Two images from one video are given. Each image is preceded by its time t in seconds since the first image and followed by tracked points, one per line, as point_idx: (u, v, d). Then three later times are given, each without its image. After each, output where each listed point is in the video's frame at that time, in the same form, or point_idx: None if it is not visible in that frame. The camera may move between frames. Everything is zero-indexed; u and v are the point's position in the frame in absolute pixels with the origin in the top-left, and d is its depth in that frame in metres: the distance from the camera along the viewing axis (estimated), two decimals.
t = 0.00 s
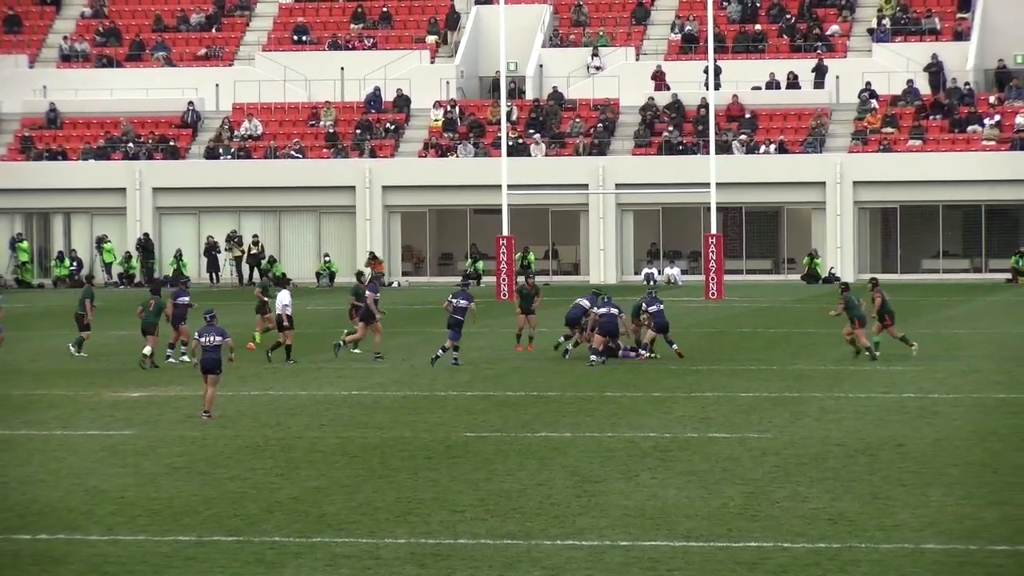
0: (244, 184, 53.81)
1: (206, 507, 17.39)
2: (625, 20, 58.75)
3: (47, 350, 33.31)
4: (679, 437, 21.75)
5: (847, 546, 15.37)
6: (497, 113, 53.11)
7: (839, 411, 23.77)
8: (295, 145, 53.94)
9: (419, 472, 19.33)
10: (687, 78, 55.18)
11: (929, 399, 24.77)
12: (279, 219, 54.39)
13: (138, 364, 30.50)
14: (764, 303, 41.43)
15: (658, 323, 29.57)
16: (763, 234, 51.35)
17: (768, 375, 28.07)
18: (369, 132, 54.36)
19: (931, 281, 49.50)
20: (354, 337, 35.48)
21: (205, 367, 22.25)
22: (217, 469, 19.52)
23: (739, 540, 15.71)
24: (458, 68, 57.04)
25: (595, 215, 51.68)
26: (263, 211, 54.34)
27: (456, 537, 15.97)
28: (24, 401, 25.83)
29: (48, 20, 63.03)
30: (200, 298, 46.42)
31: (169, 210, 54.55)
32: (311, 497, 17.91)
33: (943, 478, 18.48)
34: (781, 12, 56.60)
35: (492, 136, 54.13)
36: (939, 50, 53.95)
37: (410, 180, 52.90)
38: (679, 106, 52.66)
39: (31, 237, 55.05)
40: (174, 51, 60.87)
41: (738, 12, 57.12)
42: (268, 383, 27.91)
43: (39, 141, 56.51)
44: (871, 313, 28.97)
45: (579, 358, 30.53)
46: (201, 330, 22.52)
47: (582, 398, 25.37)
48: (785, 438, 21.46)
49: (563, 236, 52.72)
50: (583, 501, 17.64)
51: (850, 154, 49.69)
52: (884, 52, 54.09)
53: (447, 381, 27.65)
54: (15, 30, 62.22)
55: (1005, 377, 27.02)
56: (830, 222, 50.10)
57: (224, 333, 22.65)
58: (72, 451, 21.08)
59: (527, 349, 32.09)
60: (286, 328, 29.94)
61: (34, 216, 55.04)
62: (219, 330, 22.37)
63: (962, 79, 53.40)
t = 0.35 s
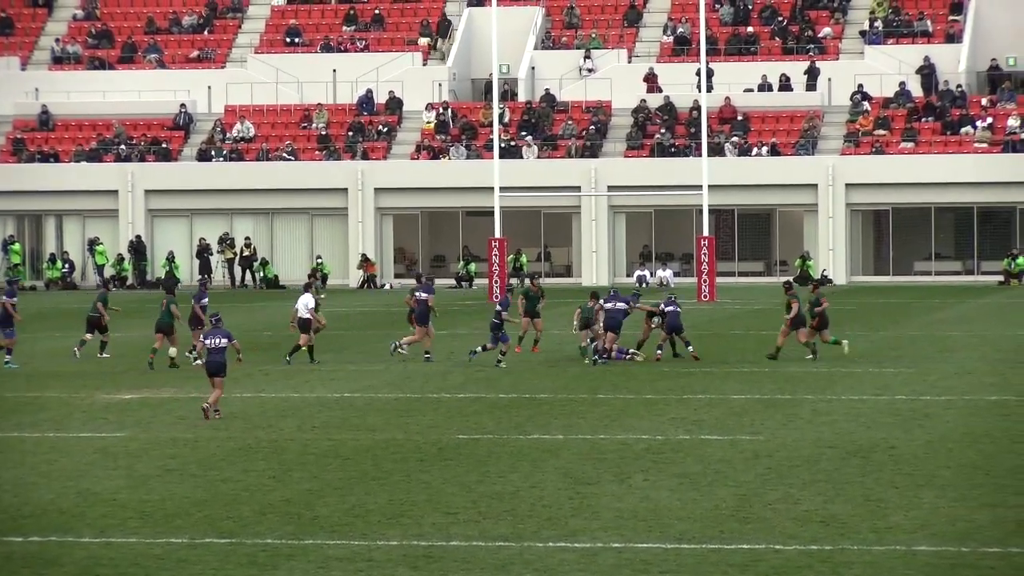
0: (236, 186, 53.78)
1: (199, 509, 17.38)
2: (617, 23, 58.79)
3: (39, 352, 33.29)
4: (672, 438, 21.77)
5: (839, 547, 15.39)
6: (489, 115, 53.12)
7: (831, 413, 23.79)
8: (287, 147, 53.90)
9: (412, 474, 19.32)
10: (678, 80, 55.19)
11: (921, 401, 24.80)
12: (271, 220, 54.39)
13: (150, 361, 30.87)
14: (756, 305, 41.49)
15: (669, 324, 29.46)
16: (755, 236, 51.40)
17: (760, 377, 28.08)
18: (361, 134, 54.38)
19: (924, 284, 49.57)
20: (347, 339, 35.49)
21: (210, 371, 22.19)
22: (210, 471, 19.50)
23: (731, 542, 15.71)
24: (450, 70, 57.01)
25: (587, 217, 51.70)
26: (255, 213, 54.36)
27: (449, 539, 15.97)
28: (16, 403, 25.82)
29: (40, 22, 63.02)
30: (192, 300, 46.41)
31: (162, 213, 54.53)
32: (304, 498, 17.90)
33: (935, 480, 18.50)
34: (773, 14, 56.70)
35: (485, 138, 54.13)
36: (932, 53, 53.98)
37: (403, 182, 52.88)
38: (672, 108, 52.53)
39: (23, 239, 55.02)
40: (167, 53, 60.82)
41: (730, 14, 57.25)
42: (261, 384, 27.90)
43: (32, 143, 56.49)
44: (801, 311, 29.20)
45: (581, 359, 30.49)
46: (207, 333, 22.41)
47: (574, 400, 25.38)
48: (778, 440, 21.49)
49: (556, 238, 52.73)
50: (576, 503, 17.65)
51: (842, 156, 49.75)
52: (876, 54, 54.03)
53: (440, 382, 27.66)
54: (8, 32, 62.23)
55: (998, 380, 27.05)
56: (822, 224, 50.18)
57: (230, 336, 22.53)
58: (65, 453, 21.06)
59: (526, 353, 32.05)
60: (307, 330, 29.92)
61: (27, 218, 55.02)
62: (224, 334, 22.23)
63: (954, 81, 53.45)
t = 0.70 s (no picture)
0: (218, 186, 53.66)
1: (181, 509, 17.30)
2: (600, 23, 58.78)
3: (21, 353, 33.15)
4: (654, 438, 21.74)
5: (821, 547, 15.38)
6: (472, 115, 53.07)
7: (813, 413, 23.79)
8: (270, 147, 53.77)
9: (395, 474, 19.27)
10: (661, 80, 55.19)
11: (903, 401, 24.81)
12: (253, 220, 54.25)
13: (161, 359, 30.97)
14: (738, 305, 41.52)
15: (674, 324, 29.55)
16: (737, 236, 51.44)
17: (743, 377, 28.07)
18: (344, 134, 54.29)
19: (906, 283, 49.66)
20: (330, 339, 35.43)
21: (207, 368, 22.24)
22: (192, 471, 19.42)
23: (714, 542, 15.69)
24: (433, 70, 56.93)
25: (570, 218, 51.72)
26: (237, 213, 54.22)
27: (431, 539, 15.93)
28: None
29: (22, 21, 62.82)
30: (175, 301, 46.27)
31: (144, 213, 54.40)
32: (287, 499, 17.84)
33: (917, 480, 18.52)
34: (756, 15, 56.81)
35: (467, 138, 54.06)
36: (915, 53, 54.04)
37: (386, 182, 52.81)
38: (654, 108, 52.73)
39: (6, 239, 54.84)
40: (149, 53, 60.67)
41: (713, 15, 57.34)
42: (243, 385, 27.81)
43: (14, 143, 56.32)
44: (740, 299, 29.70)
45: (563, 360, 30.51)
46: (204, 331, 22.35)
47: (556, 400, 25.35)
48: (760, 440, 21.48)
49: (538, 238, 52.70)
50: (558, 503, 17.62)
51: (825, 156, 49.83)
52: (859, 54, 54.05)
53: (422, 383, 27.62)
54: None
55: (980, 380, 27.08)
56: (805, 224, 50.25)
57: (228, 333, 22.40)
58: (47, 453, 20.96)
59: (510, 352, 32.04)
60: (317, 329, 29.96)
61: (9, 218, 54.84)
62: (219, 332, 22.10)
63: (937, 82, 53.54)
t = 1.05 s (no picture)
0: (183, 182, 53.37)
1: (144, 505, 17.16)
2: (565, 19, 58.68)
3: None
4: (617, 435, 21.72)
5: (783, 544, 15.39)
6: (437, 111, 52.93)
7: (777, 410, 23.82)
8: (235, 143, 53.55)
9: (359, 470, 19.18)
10: (626, 76, 55.13)
11: (866, 398, 24.86)
12: (218, 216, 53.98)
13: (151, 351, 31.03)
14: (703, 302, 41.54)
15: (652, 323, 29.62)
16: (702, 233, 51.52)
17: (707, 374, 28.08)
18: (309, 130, 54.15)
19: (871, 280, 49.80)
20: (294, 335, 35.30)
21: (179, 366, 22.06)
22: (156, 467, 19.29)
23: (678, 538, 15.68)
24: (398, 66, 56.75)
25: (534, 214, 51.74)
26: (202, 209, 53.97)
27: (395, 535, 15.85)
28: None
29: None
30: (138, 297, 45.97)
31: (109, 208, 54.14)
32: (250, 495, 17.73)
33: (880, 477, 18.56)
34: (721, 11, 56.89)
35: (433, 134, 53.86)
36: (879, 50, 54.18)
37: (351, 178, 52.68)
38: (620, 105, 52.45)
39: None
40: (114, 49, 60.34)
41: (678, 11, 57.37)
42: (208, 380, 27.63)
43: None
44: (681, 291, 29.33)
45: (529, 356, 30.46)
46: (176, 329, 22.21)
47: (521, 397, 25.30)
48: (724, 437, 21.49)
49: (503, 234, 52.65)
50: (521, 499, 17.58)
51: (789, 153, 50.03)
52: (823, 51, 54.24)
53: (386, 379, 27.53)
54: None
55: (943, 377, 27.17)
56: (770, 220, 50.43)
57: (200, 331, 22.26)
58: (9, 449, 20.78)
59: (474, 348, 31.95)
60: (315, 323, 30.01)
61: None
62: (192, 330, 21.96)
63: (901, 79, 53.70)
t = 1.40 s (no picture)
0: (138, 176, 53.00)
1: (99, 500, 16.98)
2: (520, 13, 58.65)
3: None
4: (573, 429, 21.68)
5: (739, 538, 15.40)
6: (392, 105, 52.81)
7: (732, 405, 23.85)
8: (189, 136, 53.20)
9: (314, 464, 19.06)
10: (581, 71, 55.12)
11: (820, 393, 24.94)
12: (173, 209, 53.64)
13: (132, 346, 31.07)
14: (659, 296, 41.62)
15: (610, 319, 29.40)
16: (656, 228, 51.66)
17: (662, 368, 28.09)
18: (263, 125, 53.94)
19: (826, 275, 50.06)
20: (249, 329, 35.05)
21: (129, 363, 21.86)
22: (110, 461, 19.09)
23: (633, 533, 15.67)
24: (353, 60, 56.53)
25: (489, 208, 51.68)
26: (157, 203, 53.61)
27: (350, 529, 15.75)
28: None
29: None
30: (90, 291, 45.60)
31: (63, 202, 53.71)
32: (204, 489, 17.58)
33: (835, 471, 18.60)
34: (676, 6, 57.07)
35: (387, 129, 53.64)
36: (833, 45, 54.36)
37: (305, 172, 52.42)
38: (575, 99, 52.38)
39: None
40: (68, 43, 59.87)
41: (633, 6, 57.46)
42: (163, 374, 27.41)
43: None
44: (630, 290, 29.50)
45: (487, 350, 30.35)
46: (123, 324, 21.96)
47: (476, 391, 25.23)
48: (680, 431, 21.50)
49: (458, 229, 52.57)
50: (477, 493, 17.52)
51: (744, 148, 50.16)
52: (778, 45, 54.65)
53: (341, 373, 27.38)
54: None
55: (896, 372, 27.30)
56: (724, 215, 50.58)
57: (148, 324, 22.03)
58: None
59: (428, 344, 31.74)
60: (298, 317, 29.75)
61: None
62: (140, 324, 21.73)
63: (855, 74, 53.96)
